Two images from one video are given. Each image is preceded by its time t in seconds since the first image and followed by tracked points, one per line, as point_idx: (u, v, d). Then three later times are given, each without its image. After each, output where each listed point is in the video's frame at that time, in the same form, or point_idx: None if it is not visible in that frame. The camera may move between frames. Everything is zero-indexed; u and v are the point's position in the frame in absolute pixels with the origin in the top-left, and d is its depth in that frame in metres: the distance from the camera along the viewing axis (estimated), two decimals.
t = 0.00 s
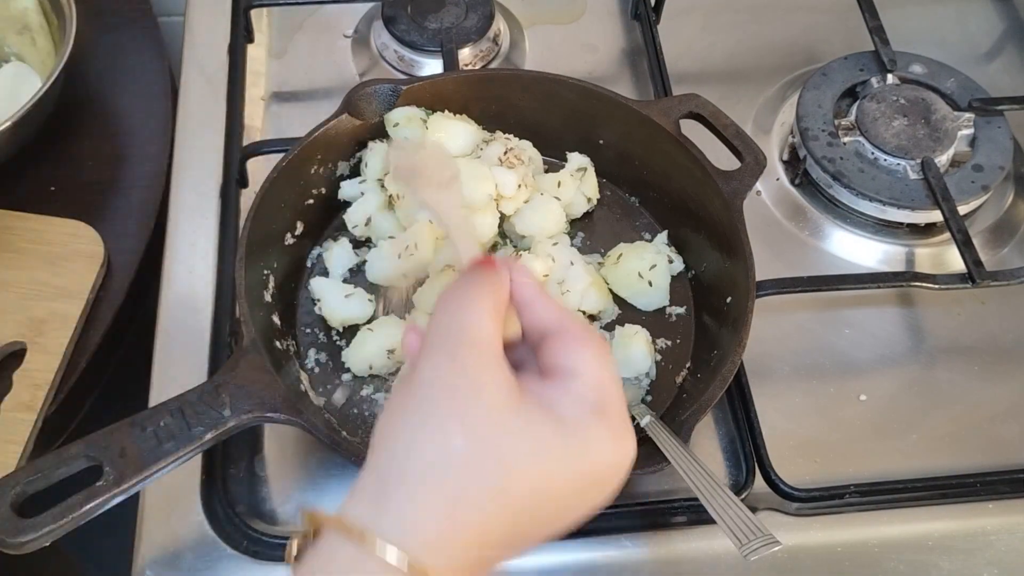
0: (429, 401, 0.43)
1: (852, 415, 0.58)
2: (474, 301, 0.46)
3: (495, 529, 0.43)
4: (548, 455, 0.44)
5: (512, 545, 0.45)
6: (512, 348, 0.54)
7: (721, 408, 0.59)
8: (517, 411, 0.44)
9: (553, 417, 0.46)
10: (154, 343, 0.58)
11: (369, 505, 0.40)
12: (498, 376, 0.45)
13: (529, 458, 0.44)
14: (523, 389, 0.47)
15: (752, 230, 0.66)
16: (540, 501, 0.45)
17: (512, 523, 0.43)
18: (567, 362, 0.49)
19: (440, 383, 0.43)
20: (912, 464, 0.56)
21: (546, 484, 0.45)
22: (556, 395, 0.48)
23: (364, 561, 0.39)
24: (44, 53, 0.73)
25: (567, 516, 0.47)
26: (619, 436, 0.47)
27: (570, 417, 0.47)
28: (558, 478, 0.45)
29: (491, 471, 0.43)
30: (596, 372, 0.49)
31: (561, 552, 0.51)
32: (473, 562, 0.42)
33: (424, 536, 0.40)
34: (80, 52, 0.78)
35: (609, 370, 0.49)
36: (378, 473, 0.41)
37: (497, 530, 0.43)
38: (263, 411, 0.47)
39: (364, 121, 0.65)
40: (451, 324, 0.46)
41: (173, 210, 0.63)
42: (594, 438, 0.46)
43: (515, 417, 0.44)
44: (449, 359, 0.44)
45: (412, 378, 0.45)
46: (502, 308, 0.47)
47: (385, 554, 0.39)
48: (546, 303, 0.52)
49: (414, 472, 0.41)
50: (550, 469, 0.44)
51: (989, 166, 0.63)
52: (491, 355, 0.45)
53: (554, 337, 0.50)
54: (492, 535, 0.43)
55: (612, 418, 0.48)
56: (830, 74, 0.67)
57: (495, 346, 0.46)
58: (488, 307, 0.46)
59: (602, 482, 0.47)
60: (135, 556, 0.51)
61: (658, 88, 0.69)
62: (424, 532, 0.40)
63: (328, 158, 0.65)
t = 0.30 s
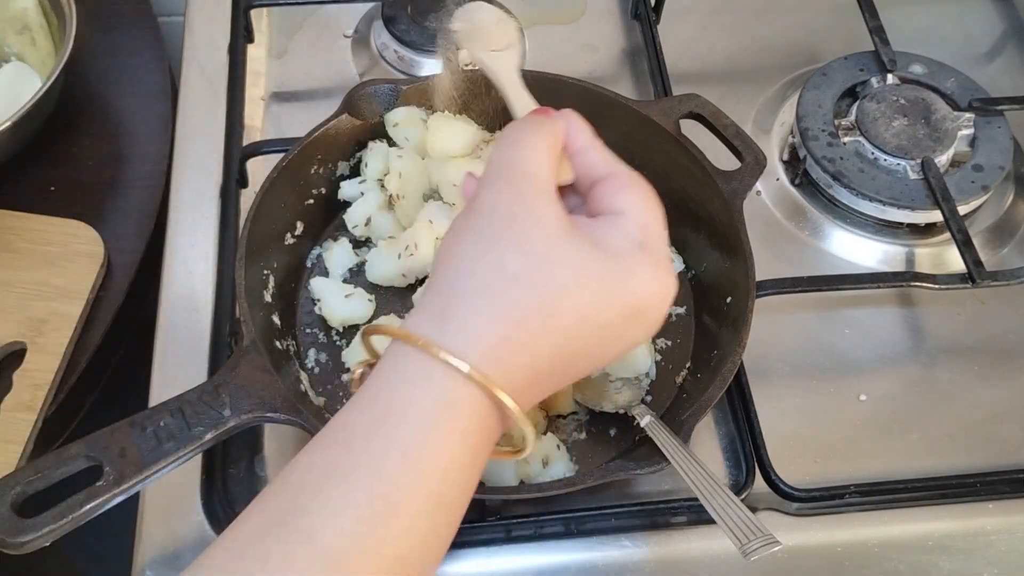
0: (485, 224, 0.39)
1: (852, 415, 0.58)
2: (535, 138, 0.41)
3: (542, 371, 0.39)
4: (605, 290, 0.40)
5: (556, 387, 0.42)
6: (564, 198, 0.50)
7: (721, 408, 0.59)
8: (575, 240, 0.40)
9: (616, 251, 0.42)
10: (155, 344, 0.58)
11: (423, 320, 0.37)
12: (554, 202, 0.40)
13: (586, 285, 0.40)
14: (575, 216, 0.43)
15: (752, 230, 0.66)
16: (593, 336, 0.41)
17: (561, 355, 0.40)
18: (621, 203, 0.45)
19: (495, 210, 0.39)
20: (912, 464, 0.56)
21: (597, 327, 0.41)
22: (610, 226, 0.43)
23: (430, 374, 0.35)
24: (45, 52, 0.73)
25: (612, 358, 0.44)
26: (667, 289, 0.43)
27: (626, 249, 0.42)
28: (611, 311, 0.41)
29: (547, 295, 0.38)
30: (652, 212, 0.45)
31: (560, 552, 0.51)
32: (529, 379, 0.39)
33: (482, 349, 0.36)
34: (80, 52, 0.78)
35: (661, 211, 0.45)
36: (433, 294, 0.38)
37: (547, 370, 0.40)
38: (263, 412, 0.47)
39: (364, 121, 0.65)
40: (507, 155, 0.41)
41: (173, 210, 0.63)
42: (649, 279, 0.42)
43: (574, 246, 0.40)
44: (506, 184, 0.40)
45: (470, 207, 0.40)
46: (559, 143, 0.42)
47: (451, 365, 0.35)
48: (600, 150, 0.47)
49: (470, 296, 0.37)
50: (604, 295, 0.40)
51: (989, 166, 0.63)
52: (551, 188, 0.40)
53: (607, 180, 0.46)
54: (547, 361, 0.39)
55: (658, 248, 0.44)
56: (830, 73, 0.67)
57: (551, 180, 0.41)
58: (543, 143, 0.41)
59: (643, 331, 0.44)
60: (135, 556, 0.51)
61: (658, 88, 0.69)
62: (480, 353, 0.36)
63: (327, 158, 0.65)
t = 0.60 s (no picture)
0: (562, 348, 0.38)
1: (852, 415, 0.58)
2: (622, 255, 0.40)
3: (609, 516, 0.37)
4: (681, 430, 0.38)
5: (631, 530, 0.39)
6: (650, 317, 0.46)
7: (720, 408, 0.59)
8: (652, 372, 0.38)
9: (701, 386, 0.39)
10: (154, 344, 0.58)
11: (486, 452, 0.36)
12: (631, 327, 0.39)
13: (663, 423, 0.38)
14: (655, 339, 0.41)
15: (751, 230, 0.66)
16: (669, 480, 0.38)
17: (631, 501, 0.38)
18: (713, 328, 0.41)
19: (571, 333, 0.39)
20: (913, 464, 0.56)
21: (675, 470, 0.38)
22: (692, 354, 0.41)
23: (484, 519, 0.34)
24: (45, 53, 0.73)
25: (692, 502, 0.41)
26: (759, 427, 0.40)
27: (709, 382, 0.40)
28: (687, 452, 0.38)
29: (616, 435, 0.37)
30: (747, 341, 0.41)
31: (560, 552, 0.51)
32: (592, 523, 0.36)
33: (540, 493, 0.35)
34: (80, 52, 0.78)
35: (759, 337, 0.41)
36: (495, 423, 0.37)
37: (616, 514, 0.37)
38: (263, 411, 0.47)
39: (364, 121, 0.65)
40: (590, 272, 0.40)
41: (173, 210, 0.63)
42: (735, 418, 0.39)
43: (650, 377, 0.38)
44: (584, 305, 0.39)
45: (545, 328, 0.40)
46: (645, 263, 0.41)
47: (505, 516, 0.34)
48: (701, 263, 0.44)
49: (535, 432, 0.36)
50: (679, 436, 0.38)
51: (989, 166, 0.63)
52: (631, 313, 0.39)
53: (701, 298, 0.43)
54: (614, 510, 0.37)
55: (751, 382, 0.41)
56: (830, 74, 0.67)
57: (634, 302, 0.40)
58: (630, 258, 0.40)
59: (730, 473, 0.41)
60: (136, 556, 0.51)
61: (658, 88, 0.69)
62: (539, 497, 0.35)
63: (327, 158, 0.65)
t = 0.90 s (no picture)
0: (467, 385, 0.39)
1: (851, 415, 0.58)
2: (525, 301, 0.40)
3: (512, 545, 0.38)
4: (581, 464, 0.39)
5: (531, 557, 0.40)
6: (555, 358, 0.47)
7: (721, 407, 0.59)
8: (553, 409, 0.39)
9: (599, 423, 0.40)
10: (155, 344, 0.58)
11: (395, 479, 0.36)
12: (534, 367, 0.39)
13: (563, 459, 0.38)
14: (556, 381, 0.41)
15: (751, 230, 0.66)
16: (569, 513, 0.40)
17: (533, 531, 0.39)
18: (611, 371, 0.42)
19: (476, 371, 0.39)
20: (913, 464, 0.56)
21: (577, 502, 0.40)
22: (592, 392, 0.41)
23: (397, 537, 0.35)
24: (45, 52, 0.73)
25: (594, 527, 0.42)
26: (655, 462, 0.41)
27: (606, 416, 0.40)
28: (587, 486, 0.39)
29: (517, 468, 0.37)
30: (645, 380, 0.42)
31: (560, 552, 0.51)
32: (494, 549, 0.37)
33: (448, 519, 0.35)
34: (80, 52, 0.78)
35: (655, 378, 0.42)
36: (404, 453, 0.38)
37: (518, 542, 0.38)
38: (263, 411, 0.47)
39: (364, 121, 0.65)
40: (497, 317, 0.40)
41: (173, 210, 0.63)
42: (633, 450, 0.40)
43: (552, 417, 0.38)
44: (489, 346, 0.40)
45: (453, 367, 0.40)
46: (552, 309, 0.41)
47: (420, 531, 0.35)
48: (599, 313, 0.44)
49: (444, 464, 0.36)
50: (579, 469, 0.39)
51: (989, 166, 0.63)
52: (534, 355, 0.40)
53: (600, 342, 0.43)
54: (512, 537, 0.38)
55: (646, 419, 0.41)
56: (830, 74, 0.67)
57: (538, 344, 0.40)
58: (534, 305, 0.41)
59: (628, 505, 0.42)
60: (136, 557, 0.51)
61: (658, 88, 0.69)
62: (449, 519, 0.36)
63: (327, 158, 0.65)
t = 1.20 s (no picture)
0: (473, 256, 0.42)
1: (852, 415, 0.58)
2: (531, 185, 0.44)
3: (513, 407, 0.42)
4: (573, 330, 0.42)
5: (530, 423, 0.44)
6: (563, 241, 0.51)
7: (721, 407, 0.59)
8: (549, 279, 0.42)
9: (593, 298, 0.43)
10: (155, 343, 0.58)
11: (405, 339, 0.40)
12: (534, 242, 0.43)
13: (558, 323, 0.42)
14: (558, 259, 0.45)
15: (752, 230, 0.66)
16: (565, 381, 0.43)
17: (531, 394, 0.42)
18: (606, 250, 0.46)
19: (480, 244, 0.43)
20: (913, 463, 0.56)
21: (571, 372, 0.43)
22: (588, 269, 0.45)
23: (405, 391, 0.38)
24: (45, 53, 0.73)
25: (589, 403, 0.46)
26: (645, 338, 0.45)
27: (599, 290, 0.44)
28: (580, 355, 0.43)
29: (514, 328, 0.41)
30: (638, 260, 0.45)
31: (560, 553, 0.51)
32: (494, 404, 0.40)
33: (449, 370, 0.39)
34: (80, 51, 0.78)
35: (648, 259, 0.46)
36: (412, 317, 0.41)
37: (516, 404, 0.42)
38: (263, 411, 0.47)
39: (364, 121, 0.65)
40: (505, 197, 0.44)
41: (173, 211, 0.63)
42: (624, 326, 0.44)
43: (548, 281, 0.42)
44: (494, 223, 0.44)
45: (461, 239, 0.44)
46: (555, 193, 0.45)
47: (421, 385, 0.38)
48: (605, 197, 0.49)
49: (450, 325, 0.40)
50: (572, 331, 0.42)
51: (989, 166, 0.63)
52: (534, 231, 0.44)
53: (601, 225, 0.47)
54: (512, 395, 0.41)
55: (638, 298, 0.45)
56: (830, 74, 0.67)
57: (541, 223, 0.44)
58: (539, 186, 0.45)
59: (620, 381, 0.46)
60: (136, 557, 0.51)
61: (658, 88, 0.69)
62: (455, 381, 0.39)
63: (328, 158, 0.65)
